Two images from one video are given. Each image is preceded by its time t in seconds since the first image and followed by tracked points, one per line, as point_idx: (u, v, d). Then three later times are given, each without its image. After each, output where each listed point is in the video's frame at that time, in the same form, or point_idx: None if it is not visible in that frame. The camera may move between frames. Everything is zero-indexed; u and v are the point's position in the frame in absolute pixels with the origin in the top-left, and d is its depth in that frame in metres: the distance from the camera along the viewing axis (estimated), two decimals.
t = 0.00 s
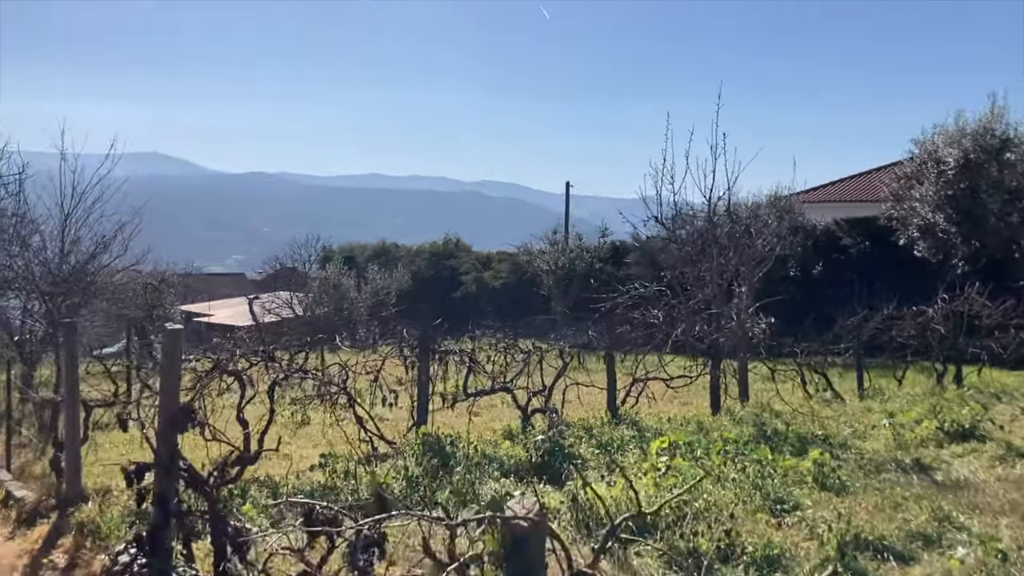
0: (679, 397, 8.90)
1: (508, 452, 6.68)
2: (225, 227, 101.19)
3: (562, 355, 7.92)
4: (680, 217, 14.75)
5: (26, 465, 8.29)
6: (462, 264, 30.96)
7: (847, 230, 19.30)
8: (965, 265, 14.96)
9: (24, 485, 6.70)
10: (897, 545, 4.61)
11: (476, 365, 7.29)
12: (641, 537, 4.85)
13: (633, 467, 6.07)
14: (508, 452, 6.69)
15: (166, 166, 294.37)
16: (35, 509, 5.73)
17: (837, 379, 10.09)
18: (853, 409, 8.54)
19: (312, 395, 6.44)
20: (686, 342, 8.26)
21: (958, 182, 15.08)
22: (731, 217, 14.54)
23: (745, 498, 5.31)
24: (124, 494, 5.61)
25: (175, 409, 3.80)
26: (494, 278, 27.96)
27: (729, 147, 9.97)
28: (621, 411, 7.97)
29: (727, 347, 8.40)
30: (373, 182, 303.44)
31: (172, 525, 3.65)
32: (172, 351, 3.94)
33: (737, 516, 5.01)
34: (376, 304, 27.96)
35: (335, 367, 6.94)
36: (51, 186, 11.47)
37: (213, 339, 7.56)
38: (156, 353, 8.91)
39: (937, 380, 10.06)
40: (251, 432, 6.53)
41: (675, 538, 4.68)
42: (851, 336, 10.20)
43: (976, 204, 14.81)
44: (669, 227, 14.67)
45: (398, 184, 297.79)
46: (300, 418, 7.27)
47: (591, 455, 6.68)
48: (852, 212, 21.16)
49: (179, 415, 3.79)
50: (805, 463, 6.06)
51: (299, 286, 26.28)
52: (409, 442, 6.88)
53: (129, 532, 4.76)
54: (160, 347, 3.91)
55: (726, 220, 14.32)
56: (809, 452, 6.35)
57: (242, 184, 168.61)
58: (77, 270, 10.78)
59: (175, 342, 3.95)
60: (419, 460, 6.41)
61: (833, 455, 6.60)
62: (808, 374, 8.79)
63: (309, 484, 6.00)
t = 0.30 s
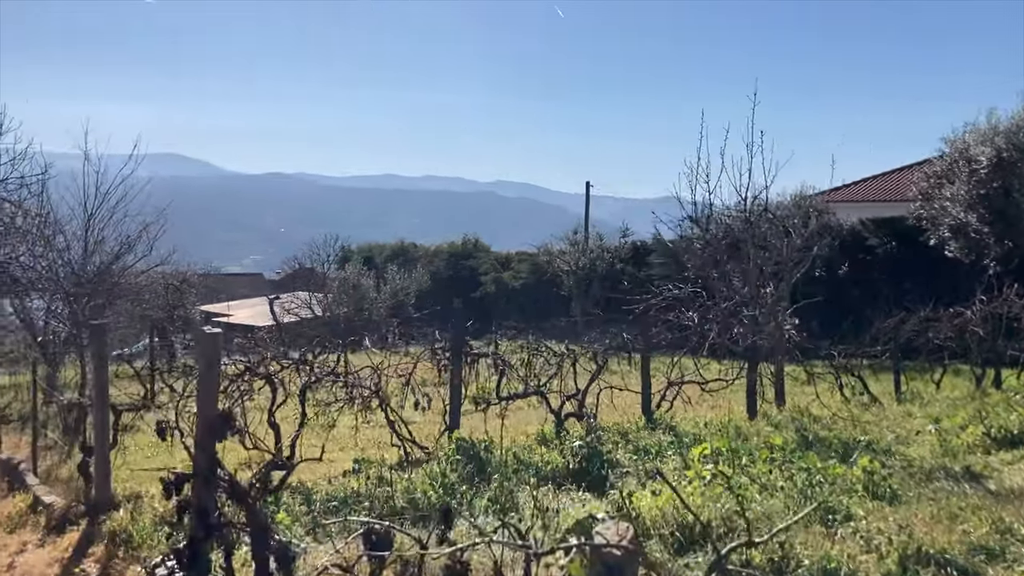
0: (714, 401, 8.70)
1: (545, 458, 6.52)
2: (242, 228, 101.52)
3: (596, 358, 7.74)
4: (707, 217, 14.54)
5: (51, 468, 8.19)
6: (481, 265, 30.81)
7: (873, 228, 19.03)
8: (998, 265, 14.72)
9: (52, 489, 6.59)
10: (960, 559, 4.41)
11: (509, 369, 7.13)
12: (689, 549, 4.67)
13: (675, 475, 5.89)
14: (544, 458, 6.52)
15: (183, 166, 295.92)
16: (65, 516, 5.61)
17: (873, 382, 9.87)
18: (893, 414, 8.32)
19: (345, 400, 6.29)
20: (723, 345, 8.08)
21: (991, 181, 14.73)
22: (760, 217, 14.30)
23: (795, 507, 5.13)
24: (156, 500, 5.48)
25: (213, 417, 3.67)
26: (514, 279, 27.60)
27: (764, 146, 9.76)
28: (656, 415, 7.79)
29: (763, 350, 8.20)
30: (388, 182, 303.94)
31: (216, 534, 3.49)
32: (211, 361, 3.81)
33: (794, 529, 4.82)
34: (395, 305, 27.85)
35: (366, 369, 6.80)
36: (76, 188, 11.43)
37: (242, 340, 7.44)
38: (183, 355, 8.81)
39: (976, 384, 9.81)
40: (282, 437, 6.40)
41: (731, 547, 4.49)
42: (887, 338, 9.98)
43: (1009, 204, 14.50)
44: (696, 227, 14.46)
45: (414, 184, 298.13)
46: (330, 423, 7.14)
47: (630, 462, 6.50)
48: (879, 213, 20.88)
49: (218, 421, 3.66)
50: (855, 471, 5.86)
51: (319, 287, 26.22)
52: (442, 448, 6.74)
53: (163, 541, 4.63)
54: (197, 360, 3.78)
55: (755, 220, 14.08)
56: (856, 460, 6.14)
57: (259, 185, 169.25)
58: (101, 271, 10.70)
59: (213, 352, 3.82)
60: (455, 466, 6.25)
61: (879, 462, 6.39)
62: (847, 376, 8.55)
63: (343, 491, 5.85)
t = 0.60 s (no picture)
0: (750, 401, 8.52)
1: (581, 458, 6.37)
2: (259, 228, 101.76)
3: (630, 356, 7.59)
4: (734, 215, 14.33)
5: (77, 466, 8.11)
6: (499, 264, 30.67)
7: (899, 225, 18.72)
8: None
9: (81, 487, 6.51)
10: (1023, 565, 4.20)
11: (543, 367, 6.97)
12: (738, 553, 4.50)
13: (717, 477, 5.71)
14: (580, 459, 6.36)
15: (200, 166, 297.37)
16: (96, 515, 5.52)
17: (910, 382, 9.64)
18: (934, 414, 8.12)
19: (378, 398, 6.17)
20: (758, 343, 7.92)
21: None
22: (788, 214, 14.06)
23: (847, 509, 4.96)
24: (188, 500, 5.38)
25: (255, 418, 3.60)
26: (533, 278, 27.40)
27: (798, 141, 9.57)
28: (692, 415, 7.62)
29: (800, 348, 8.01)
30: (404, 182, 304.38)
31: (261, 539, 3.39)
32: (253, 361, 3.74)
33: (849, 533, 4.66)
34: (414, 304, 27.73)
35: (398, 368, 6.66)
36: (100, 185, 11.38)
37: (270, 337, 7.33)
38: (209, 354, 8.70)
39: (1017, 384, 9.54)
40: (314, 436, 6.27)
41: (785, 551, 4.33)
42: (925, 338, 9.74)
43: None
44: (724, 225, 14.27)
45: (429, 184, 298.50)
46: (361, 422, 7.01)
47: (670, 464, 6.32)
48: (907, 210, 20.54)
49: (259, 422, 3.59)
50: (904, 473, 5.65)
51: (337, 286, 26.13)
52: (475, 448, 6.59)
53: (198, 543, 4.51)
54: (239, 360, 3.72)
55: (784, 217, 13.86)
56: (904, 462, 5.93)
57: (275, 185, 169.77)
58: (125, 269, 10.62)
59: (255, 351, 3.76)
60: (490, 466, 6.12)
61: (926, 464, 6.18)
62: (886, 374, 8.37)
63: (377, 491, 5.72)
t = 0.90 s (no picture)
0: (783, 404, 8.33)
1: (616, 463, 6.20)
2: (273, 228, 101.99)
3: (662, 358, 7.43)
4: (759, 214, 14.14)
5: (99, 468, 8.01)
6: (516, 264, 30.50)
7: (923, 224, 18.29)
8: None
9: (105, 491, 6.41)
10: None
11: (575, 370, 6.83)
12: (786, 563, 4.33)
13: (759, 484, 5.54)
14: (614, 464, 6.20)
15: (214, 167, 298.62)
16: (123, 521, 5.42)
17: (945, 385, 9.42)
18: (974, 418, 7.90)
19: (408, 401, 6.03)
20: (792, 346, 7.75)
21: None
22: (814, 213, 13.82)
23: (897, 519, 4.76)
24: (216, 505, 5.26)
25: (291, 423, 3.47)
26: (550, 277, 27.21)
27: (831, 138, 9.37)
28: (724, 419, 7.46)
29: (836, 351, 7.81)
30: (417, 182, 304.77)
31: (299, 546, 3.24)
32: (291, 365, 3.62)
33: (903, 545, 4.46)
34: (431, 304, 27.63)
35: (427, 369, 6.51)
36: (120, 185, 11.30)
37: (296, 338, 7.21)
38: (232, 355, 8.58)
39: None
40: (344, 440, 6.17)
41: (839, 560, 4.14)
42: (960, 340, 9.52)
43: None
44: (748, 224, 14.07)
45: (442, 185, 298.64)
46: (389, 425, 6.87)
47: (706, 469, 6.17)
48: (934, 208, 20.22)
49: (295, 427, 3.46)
50: (953, 480, 5.45)
51: (354, 286, 26.08)
52: (506, 453, 6.44)
53: (228, 551, 4.38)
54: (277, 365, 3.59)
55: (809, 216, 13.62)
56: (953, 469, 5.72)
57: (289, 185, 170.26)
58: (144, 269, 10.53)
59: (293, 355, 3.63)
60: (523, 471, 5.96)
61: (974, 472, 5.97)
62: (924, 378, 8.16)
63: (408, 496, 5.58)
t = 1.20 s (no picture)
0: (815, 405, 8.12)
1: (649, 464, 6.01)
2: (284, 228, 102.11)
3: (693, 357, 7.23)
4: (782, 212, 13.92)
5: (116, 468, 7.87)
6: (530, 263, 30.32)
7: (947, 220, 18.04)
8: None
9: (125, 491, 6.27)
10: None
11: (605, 368, 6.65)
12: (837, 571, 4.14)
13: (801, 487, 5.35)
14: (647, 466, 6.02)
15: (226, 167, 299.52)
16: (145, 523, 5.27)
17: (980, 384, 9.19)
18: (1013, 419, 7.67)
19: (436, 400, 5.85)
20: (826, 345, 7.53)
21: None
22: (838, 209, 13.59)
23: (951, 523, 4.55)
24: (241, 507, 5.11)
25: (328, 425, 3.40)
26: (565, 276, 26.98)
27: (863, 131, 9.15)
28: (756, 420, 7.27)
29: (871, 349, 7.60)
30: (428, 182, 304.96)
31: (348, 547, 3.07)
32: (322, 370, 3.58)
33: (963, 553, 4.26)
34: (445, 303, 27.49)
35: (455, 367, 6.34)
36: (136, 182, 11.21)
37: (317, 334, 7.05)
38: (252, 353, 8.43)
39: None
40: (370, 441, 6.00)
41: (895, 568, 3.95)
42: (996, 338, 9.28)
43: None
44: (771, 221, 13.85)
45: (453, 184, 298.80)
46: (415, 426, 6.70)
47: (743, 471, 5.98)
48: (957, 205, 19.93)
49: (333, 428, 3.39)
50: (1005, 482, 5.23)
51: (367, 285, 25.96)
52: (535, 454, 6.26)
53: (257, 556, 4.22)
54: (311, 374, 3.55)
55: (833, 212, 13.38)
56: (1002, 471, 5.51)
57: (300, 185, 170.54)
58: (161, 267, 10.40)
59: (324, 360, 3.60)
60: (554, 473, 5.78)
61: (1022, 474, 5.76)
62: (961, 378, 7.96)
63: (437, 498, 5.40)
